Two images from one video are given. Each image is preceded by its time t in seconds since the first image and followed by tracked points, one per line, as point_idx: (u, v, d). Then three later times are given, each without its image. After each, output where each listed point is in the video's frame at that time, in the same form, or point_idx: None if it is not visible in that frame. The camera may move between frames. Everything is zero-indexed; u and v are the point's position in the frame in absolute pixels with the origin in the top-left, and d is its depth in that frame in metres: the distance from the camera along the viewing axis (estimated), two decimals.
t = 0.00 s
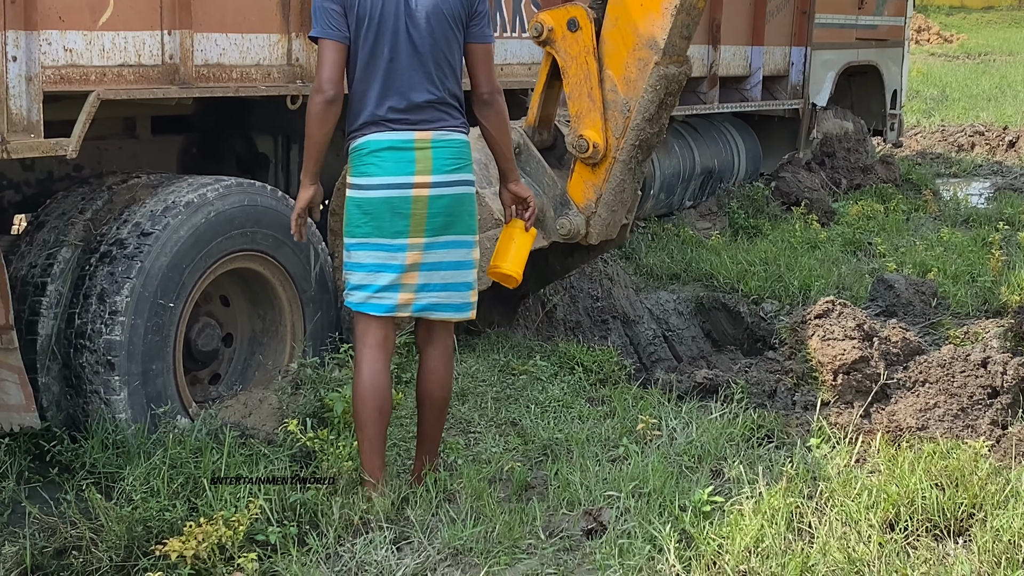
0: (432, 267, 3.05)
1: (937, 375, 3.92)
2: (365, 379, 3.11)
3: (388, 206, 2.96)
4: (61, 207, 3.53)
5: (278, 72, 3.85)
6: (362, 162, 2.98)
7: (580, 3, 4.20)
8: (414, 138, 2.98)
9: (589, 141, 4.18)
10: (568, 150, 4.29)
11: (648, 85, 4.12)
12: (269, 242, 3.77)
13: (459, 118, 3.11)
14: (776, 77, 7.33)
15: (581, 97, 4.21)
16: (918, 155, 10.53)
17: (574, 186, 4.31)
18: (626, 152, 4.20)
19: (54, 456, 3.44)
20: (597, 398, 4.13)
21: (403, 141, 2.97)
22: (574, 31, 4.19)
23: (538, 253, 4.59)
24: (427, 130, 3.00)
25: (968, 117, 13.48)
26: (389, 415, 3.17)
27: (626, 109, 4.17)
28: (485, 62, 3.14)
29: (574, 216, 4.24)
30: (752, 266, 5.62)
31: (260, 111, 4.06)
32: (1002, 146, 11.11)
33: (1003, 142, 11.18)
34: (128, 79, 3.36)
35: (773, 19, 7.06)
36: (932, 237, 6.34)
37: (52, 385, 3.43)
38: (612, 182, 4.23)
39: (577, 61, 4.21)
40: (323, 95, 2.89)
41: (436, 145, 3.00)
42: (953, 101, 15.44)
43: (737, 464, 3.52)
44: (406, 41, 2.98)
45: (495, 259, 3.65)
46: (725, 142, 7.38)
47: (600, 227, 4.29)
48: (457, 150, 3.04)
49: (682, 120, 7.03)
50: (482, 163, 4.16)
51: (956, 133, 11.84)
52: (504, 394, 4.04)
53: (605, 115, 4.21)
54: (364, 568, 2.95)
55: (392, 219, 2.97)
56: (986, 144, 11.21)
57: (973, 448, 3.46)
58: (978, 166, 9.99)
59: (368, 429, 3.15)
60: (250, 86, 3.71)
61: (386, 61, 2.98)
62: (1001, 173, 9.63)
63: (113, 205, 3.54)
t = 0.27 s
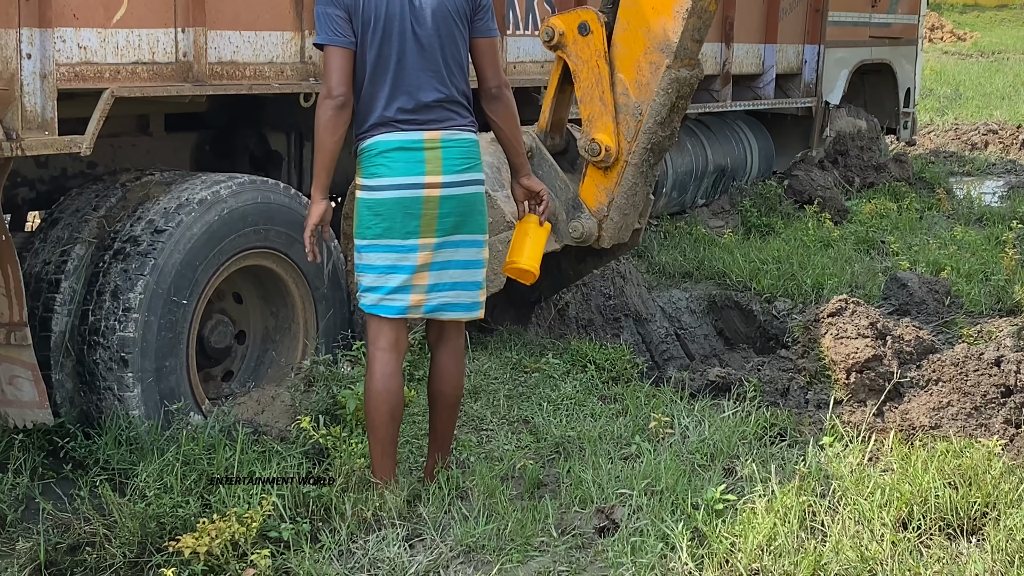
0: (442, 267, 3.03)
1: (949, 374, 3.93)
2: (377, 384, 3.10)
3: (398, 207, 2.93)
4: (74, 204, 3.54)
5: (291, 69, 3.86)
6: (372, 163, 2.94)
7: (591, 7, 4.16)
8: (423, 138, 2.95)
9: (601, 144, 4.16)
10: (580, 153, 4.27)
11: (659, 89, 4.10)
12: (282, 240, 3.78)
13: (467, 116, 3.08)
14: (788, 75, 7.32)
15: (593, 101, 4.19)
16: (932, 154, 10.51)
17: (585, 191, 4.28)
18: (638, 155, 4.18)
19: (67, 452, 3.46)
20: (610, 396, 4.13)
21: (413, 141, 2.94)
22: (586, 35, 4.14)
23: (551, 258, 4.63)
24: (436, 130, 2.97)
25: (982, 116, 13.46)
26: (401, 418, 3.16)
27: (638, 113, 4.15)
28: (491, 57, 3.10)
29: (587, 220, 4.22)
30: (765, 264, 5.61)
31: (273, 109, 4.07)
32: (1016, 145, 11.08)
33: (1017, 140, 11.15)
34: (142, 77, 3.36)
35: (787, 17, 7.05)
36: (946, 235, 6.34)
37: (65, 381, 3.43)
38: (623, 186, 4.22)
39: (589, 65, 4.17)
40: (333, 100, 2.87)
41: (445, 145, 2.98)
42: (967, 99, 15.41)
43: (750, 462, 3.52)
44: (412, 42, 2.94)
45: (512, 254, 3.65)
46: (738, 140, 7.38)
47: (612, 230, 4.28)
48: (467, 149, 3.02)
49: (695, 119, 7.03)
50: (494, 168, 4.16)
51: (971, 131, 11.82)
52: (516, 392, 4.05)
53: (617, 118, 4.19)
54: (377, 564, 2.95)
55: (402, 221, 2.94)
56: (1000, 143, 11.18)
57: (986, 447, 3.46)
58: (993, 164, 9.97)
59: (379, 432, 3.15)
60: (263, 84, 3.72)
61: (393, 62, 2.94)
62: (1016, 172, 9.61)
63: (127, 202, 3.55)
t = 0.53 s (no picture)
0: (443, 274, 3.02)
1: (961, 372, 3.93)
2: (387, 389, 3.09)
3: (398, 215, 2.93)
4: (86, 201, 3.54)
5: (303, 67, 3.86)
6: (370, 170, 2.94)
7: (603, 17, 4.20)
8: (423, 145, 2.93)
9: (624, 154, 4.18)
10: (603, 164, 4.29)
11: (681, 95, 4.09)
12: (293, 237, 3.79)
13: (468, 122, 3.05)
14: (799, 73, 7.32)
15: (612, 110, 4.21)
16: (942, 152, 10.49)
17: (610, 202, 4.32)
18: (662, 163, 4.18)
19: (79, 449, 3.47)
20: (620, 394, 4.14)
21: (412, 149, 2.92)
22: (599, 46, 4.19)
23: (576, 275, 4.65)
24: (435, 136, 2.95)
25: (993, 115, 13.43)
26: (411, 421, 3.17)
27: (660, 121, 4.14)
28: (496, 64, 3.07)
29: (612, 232, 4.27)
30: (775, 263, 5.61)
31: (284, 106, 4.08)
32: None
33: None
34: (153, 74, 3.37)
35: (798, 15, 7.05)
36: (957, 234, 6.33)
37: (77, 377, 3.45)
38: (648, 195, 4.23)
39: (605, 75, 4.21)
40: (334, 103, 2.85)
41: (445, 152, 2.96)
42: (978, 97, 15.38)
43: (761, 460, 3.52)
44: (413, 48, 2.91)
45: (516, 259, 3.56)
46: (748, 138, 7.38)
47: (638, 241, 4.30)
48: (466, 156, 3.01)
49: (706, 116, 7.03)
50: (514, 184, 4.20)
51: (982, 130, 11.80)
52: (527, 389, 4.06)
53: (639, 127, 4.19)
54: (387, 561, 2.96)
55: (402, 229, 2.94)
56: (1011, 141, 11.17)
57: (997, 446, 3.46)
58: (1003, 163, 9.95)
59: (390, 436, 3.16)
60: (274, 81, 3.72)
61: (394, 67, 2.91)
62: None
63: (139, 199, 3.55)
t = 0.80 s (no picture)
0: (430, 274, 3.00)
1: (969, 369, 3.93)
2: (388, 389, 3.08)
3: (385, 215, 2.92)
4: (94, 198, 3.54)
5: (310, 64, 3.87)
6: (361, 170, 2.95)
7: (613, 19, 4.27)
8: (412, 147, 2.91)
9: (642, 153, 4.23)
10: (621, 165, 4.34)
11: (700, 93, 4.15)
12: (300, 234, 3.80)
13: (462, 125, 3.01)
14: (807, 70, 7.32)
15: (628, 112, 4.27)
16: (950, 150, 10.48)
17: (629, 203, 4.36)
18: (680, 162, 4.23)
19: (87, 444, 3.47)
20: (627, 391, 4.14)
21: (401, 150, 2.90)
22: (611, 48, 4.25)
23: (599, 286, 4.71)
24: (426, 139, 2.93)
25: (1000, 112, 13.41)
26: (413, 421, 3.16)
27: (679, 119, 4.20)
28: (492, 69, 2.98)
29: (631, 232, 4.30)
30: (783, 260, 5.61)
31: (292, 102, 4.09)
32: None
33: None
34: (161, 71, 3.37)
35: (806, 12, 7.06)
36: (964, 231, 6.32)
37: (85, 374, 3.45)
38: (668, 195, 4.27)
39: (619, 77, 4.26)
40: (320, 101, 2.88)
41: (435, 154, 2.93)
42: (986, 95, 15.36)
43: (768, 457, 3.53)
44: (404, 50, 2.88)
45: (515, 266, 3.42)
46: (755, 135, 7.39)
47: (658, 241, 4.34)
48: (457, 159, 2.97)
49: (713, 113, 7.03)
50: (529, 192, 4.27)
51: (989, 128, 11.78)
52: (535, 386, 4.07)
53: (656, 126, 4.25)
54: (395, 558, 2.95)
55: (389, 229, 2.93)
56: (1019, 139, 11.15)
57: (1005, 443, 3.46)
58: (1011, 161, 9.94)
59: (392, 436, 3.15)
60: (282, 78, 3.73)
61: (383, 69, 2.89)
62: None
63: (147, 196, 3.56)
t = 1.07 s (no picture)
0: (432, 274, 3.00)
1: (973, 367, 3.94)
2: (390, 389, 3.07)
3: (385, 215, 2.92)
4: (99, 194, 3.55)
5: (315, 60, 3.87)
6: (360, 169, 2.95)
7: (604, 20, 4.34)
8: (411, 146, 2.91)
9: (647, 146, 4.27)
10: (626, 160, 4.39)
11: (706, 87, 4.21)
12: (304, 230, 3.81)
13: (461, 121, 3.00)
14: (811, 67, 7.32)
15: (629, 108, 4.32)
16: (955, 147, 10.47)
17: (635, 199, 4.41)
18: (685, 156, 4.28)
19: (92, 441, 3.47)
20: (631, 389, 4.14)
21: (399, 149, 2.90)
22: (604, 48, 4.32)
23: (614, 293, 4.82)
24: (425, 137, 2.92)
25: (1005, 110, 13.39)
26: (416, 418, 3.16)
27: (683, 114, 4.25)
28: (487, 63, 2.96)
29: (635, 226, 4.34)
30: (787, 257, 5.62)
31: (296, 99, 4.10)
32: None
33: None
34: (166, 67, 3.37)
35: (811, 9, 7.05)
36: (969, 229, 6.32)
37: (89, 370, 3.45)
38: (673, 189, 4.32)
39: (615, 75, 4.32)
40: (318, 103, 2.92)
41: (434, 152, 2.92)
42: (991, 92, 15.34)
43: (772, 454, 3.53)
44: (399, 48, 2.87)
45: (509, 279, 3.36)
46: (760, 132, 7.39)
47: (662, 236, 4.38)
48: (456, 156, 2.96)
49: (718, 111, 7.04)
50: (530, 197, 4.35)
51: (994, 125, 11.77)
52: (540, 382, 4.08)
53: (659, 120, 4.30)
54: (399, 554, 2.95)
55: (391, 230, 2.93)
56: None
57: (1010, 441, 3.46)
58: (1016, 158, 9.94)
59: (395, 435, 3.15)
60: (287, 75, 3.74)
61: (379, 67, 2.89)
62: None
63: (152, 192, 3.56)
